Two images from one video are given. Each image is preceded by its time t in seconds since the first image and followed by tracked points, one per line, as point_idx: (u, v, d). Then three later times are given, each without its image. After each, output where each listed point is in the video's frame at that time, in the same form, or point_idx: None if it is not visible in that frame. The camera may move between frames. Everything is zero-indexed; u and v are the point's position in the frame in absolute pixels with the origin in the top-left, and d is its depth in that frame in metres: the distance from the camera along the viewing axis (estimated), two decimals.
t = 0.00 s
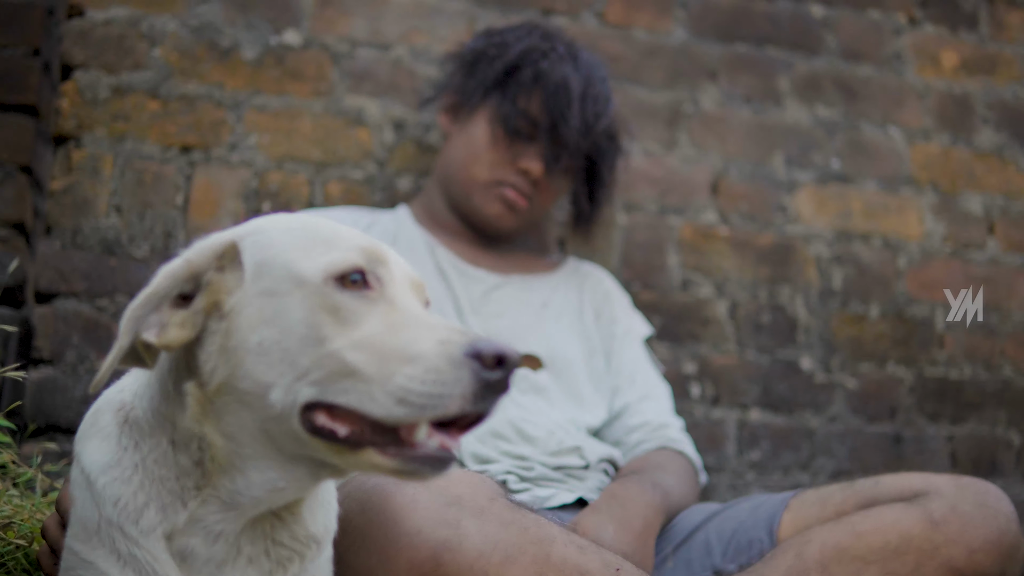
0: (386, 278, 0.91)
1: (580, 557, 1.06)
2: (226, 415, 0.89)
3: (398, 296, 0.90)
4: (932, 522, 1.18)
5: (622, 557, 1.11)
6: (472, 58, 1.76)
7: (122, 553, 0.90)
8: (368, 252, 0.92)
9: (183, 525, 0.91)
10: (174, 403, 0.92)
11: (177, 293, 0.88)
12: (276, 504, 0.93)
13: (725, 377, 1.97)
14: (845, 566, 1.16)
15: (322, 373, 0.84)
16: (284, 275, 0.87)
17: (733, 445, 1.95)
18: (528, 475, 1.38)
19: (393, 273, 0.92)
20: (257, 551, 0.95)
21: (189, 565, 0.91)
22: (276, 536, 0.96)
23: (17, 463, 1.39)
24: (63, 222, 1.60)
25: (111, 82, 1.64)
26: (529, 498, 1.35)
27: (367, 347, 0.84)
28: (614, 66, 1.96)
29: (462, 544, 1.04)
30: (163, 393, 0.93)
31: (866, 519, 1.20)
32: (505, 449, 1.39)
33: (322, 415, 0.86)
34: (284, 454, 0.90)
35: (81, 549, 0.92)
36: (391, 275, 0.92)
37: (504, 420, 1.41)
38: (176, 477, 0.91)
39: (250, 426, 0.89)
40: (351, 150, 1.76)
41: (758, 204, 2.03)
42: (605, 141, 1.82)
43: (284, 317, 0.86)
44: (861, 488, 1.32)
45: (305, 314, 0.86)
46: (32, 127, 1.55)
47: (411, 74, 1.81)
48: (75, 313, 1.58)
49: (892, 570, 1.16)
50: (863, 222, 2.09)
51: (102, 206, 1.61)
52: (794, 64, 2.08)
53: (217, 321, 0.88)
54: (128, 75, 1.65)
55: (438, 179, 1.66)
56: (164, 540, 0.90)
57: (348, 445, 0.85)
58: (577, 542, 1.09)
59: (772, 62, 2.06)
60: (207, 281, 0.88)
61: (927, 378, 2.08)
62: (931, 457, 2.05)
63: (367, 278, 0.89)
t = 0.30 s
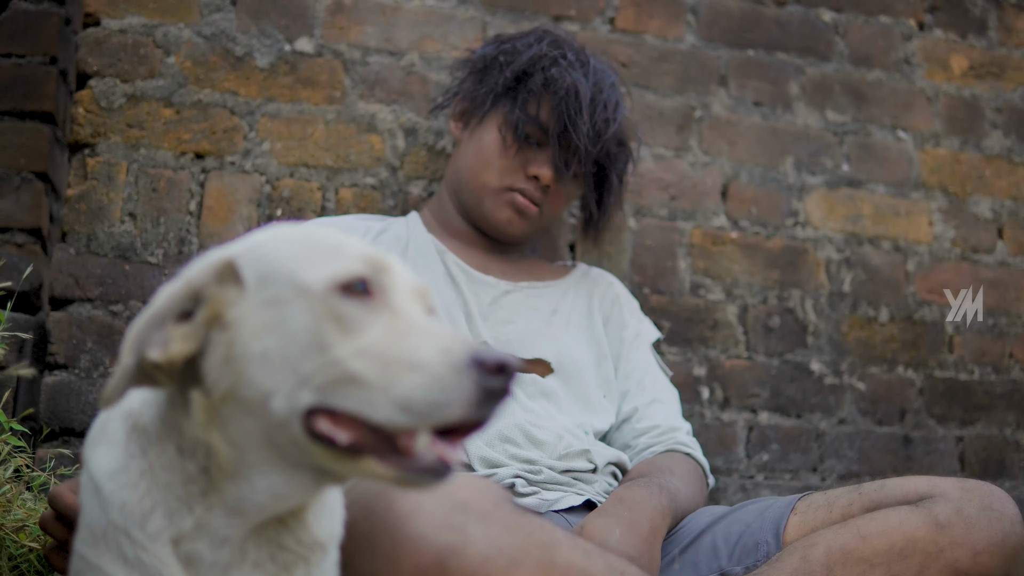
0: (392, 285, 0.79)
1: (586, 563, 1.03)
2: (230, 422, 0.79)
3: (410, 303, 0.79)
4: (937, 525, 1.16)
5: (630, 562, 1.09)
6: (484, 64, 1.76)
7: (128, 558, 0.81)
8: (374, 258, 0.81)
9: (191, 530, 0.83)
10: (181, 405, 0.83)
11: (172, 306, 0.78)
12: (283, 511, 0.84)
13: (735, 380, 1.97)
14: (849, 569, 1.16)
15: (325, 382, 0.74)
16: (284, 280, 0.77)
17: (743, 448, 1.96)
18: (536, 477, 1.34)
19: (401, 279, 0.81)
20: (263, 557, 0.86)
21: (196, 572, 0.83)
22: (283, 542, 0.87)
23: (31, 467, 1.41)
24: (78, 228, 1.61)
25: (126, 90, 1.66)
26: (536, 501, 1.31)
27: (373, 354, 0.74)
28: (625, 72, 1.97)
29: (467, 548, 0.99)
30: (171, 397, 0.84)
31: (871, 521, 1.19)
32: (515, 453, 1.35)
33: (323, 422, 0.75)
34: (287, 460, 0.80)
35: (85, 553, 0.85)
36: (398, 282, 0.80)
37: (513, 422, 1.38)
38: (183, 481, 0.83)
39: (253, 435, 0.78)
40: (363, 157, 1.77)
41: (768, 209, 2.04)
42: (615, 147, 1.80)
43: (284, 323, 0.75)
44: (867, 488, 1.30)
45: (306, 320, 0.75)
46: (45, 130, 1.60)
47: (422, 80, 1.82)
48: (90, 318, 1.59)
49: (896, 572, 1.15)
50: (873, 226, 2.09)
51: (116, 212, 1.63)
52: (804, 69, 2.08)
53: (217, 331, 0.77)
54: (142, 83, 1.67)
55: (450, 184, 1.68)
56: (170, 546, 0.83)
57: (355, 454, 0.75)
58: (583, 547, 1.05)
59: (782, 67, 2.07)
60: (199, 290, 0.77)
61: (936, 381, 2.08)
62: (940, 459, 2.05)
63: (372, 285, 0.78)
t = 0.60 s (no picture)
0: (382, 291, 0.79)
1: (579, 568, 1.01)
2: (223, 430, 0.78)
3: (400, 309, 0.79)
4: (936, 529, 1.16)
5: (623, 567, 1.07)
6: (484, 68, 1.76)
7: (122, 565, 0.81)
8: (363, 265, 0.80)
9: (185, 537, 0.82)
10: (172, 414, 0.82)
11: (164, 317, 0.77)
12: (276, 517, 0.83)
13: (738, 381, 1.97)
14: (847, 572, 1.16)
15: (314, 390, 0.74)
16: (274, 289, 0.76)
17: (746, 449, 1.95)
18: (536, 480, 1.34)
19: (391, 286, 0.80)
20: (256, 563, 0.85)
21: None
22: (277, 548, 0.86)
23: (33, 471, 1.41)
24: (81, 232, 1.61)
25: (128, 94, 1.66)
26: (535, 505, 1.31)
27: (362, 361, 0.73)
28: (626, 74, 1.96)
29: (462, 556, 0.98)
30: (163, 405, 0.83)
31: (869, 525, 1.19)
32: (514, 456, 1.35)
33: (314, 427, 0.75)
34: (278, 467, 0.79)
35: (80, 560, 0.84)
36: (388, 289, 0.80)
37: (513, 426, 1.38)
38: (176, 488, 0.82)
39: (246, 441, 0.78)
40: (365, 160, 1.77)
41: (771, 211, 2.04)
42: (616, 150, 1.79)
43: (274, 331, 0.75)
44: (866, 492, 1.30)
45: (295, 328, 0.75)
46: (49, 136, 1.76)
47: (424, 83, 1.82)
48: (93, 321, 1.59)
49: None
50: (876, 227, 2.09)
51: (118, 216, 1.63)
52: (806, 70, 2.08)
53: (208, 339, 0.77)
54: (144, 87, 1.67)
55: (452, 189, 1.68)
56: (165, 552, 0.82)
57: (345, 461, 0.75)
58: (577, 552, 1.03)
59: (784, 68, 2.06)
60: (188, 299, 0.76)
61: (939, 382, 2.07)
62: (943, 460, 2.05)
63: (362, 293, 0.77)
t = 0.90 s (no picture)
0: (368, 309, 0.77)
1: None
2: (208, 448, 0.77)
3: (385, 327, 0.78)
4: (938, 542, 1.15)
5: None
6: (485, 73, 1.75)
7: None
8: (351, 283, 0.79)
9: (173, 555, 0.81)
10: (159, 432, 0.81)
11: (150, 332, 0.76)
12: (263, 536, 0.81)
13: (742, 388, 1.96)
14: None
15: (295, 409, 0.72)
16: (258, 306, 0.75)
17: (750, 456, 1.94)
18: (535, 491, 1.33)
19: (377, 305, 0.79)
20: None
21: None
22: (266, 568, 0.85)
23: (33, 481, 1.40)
24: (81, 240, 1.60)
25: (129, 100, 1.65)
26: (534, 516, 1.30)
27: (344, 382, 0.72)
28: (630, 78, 1.95)
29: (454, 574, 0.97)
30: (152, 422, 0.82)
31: (871, 538, 1.17)
32: (513, 467, 1.34)
33: (294, 447, 0.74)
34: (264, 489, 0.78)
35: None
36: (374, 308, 0.78)
37: (512, 437, 1.37)
38: (164, 506, 0.81)
39: (230, 460, 0.77)
40: (367, 166, 1.76)
41: (776, 216, 2.02)
42: (618, 157, 1.77)
43: (257, 349, 0.74)
44: (869, 503, 1.28)
45: (278, 347, 0.74)
46: (52, 144, 1.76)
47: (426, 89, 1.81)
48: (93, 329, 1.59)
49: None
50: (881, 232, 2.07)
51: (119, 224, 1.62)
52: (811, 74, 2.06)
53: (193, 356, 0.76)
54: (145, 93, 1.66)
55: (453, 196, 1.67)
56: (154, 570, 0.81)
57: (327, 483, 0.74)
58: (573, 567, 1.02)
59: (789, 72, 2.05)
60: (174, 314, 0.75)
61: (946, 388, 2.06)
62: (949, 467, 2.03)
63: (348, 312, 0.76)
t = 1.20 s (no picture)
0: (335, 331, 0.76)
1: None
2: (178, 471, 0.75)
3: (350, 349, 0.76)
4: (943, 557, 1.12)
5: None
6: (486, 80, 1.73)
7: None
8: (319, 300, 0.77)
9: None
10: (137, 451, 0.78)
11: (123, 347, 0.75)
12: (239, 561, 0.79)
13: (747, 396, 1.93)
14: None
15: (252, 433, 0.71)
16: (224, 325, 0.74)
17: (755, 466, 1.92)
18: (535, 504, 1.31)
19: (345, 324, 0.77)
20: None
21: None
22: None
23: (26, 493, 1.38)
24: (77, 249, 1.59)
25: (125, 107, 1.64)
26: (534, 530, 1.27)
27: (301, 409, 0.71)
28: (633, 84, 1.93)
29: None
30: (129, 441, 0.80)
31: (874, 554, 1.15)
32: (512, 480, 1.32)
33: (251, 472, 0.73)
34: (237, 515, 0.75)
35: None
36: (341, 327, 0.77)
37: (510, 449, 1.35)
38: (146, 526, 0.79)
39: (197, 484, 0.75)
40: (366, 173, 1.74)
41: (781, 223, 2.00)
42: (620, 164, 1.75)
43: (219, 370, 0.73)
44: (873, 516, 1.25)
45: (240, 368, 0.73)
46: (49, 151, 1.74)
47: (426, 95, 1.79)
48: (90, 339, 1.57)
49: None
50: (888, 238, 2.05)
51: (116, 232, 1.61)
52: (816, 78, 2.04)
53: (161, 374, 0.75)
54: (142, 100, 1.65)
55: (453, 205, 1.65)
56: None
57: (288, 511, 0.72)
58: None
59: (794, 77, 2.03)
60: (145, 330, 0.75)
61: (953, 396, 2.03)
62: (957, 475, 2.00)
63: (312, 333, 0.75)
